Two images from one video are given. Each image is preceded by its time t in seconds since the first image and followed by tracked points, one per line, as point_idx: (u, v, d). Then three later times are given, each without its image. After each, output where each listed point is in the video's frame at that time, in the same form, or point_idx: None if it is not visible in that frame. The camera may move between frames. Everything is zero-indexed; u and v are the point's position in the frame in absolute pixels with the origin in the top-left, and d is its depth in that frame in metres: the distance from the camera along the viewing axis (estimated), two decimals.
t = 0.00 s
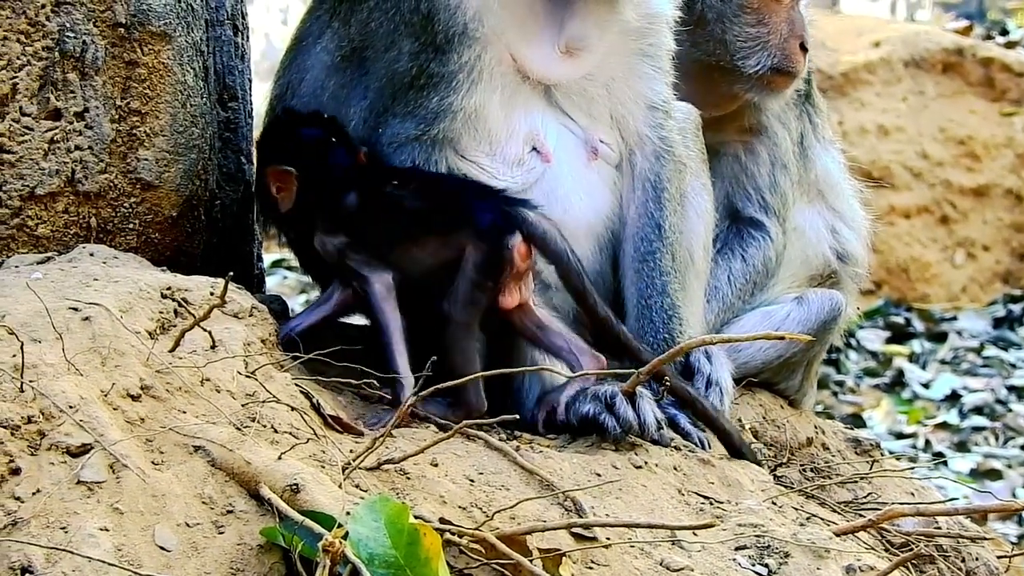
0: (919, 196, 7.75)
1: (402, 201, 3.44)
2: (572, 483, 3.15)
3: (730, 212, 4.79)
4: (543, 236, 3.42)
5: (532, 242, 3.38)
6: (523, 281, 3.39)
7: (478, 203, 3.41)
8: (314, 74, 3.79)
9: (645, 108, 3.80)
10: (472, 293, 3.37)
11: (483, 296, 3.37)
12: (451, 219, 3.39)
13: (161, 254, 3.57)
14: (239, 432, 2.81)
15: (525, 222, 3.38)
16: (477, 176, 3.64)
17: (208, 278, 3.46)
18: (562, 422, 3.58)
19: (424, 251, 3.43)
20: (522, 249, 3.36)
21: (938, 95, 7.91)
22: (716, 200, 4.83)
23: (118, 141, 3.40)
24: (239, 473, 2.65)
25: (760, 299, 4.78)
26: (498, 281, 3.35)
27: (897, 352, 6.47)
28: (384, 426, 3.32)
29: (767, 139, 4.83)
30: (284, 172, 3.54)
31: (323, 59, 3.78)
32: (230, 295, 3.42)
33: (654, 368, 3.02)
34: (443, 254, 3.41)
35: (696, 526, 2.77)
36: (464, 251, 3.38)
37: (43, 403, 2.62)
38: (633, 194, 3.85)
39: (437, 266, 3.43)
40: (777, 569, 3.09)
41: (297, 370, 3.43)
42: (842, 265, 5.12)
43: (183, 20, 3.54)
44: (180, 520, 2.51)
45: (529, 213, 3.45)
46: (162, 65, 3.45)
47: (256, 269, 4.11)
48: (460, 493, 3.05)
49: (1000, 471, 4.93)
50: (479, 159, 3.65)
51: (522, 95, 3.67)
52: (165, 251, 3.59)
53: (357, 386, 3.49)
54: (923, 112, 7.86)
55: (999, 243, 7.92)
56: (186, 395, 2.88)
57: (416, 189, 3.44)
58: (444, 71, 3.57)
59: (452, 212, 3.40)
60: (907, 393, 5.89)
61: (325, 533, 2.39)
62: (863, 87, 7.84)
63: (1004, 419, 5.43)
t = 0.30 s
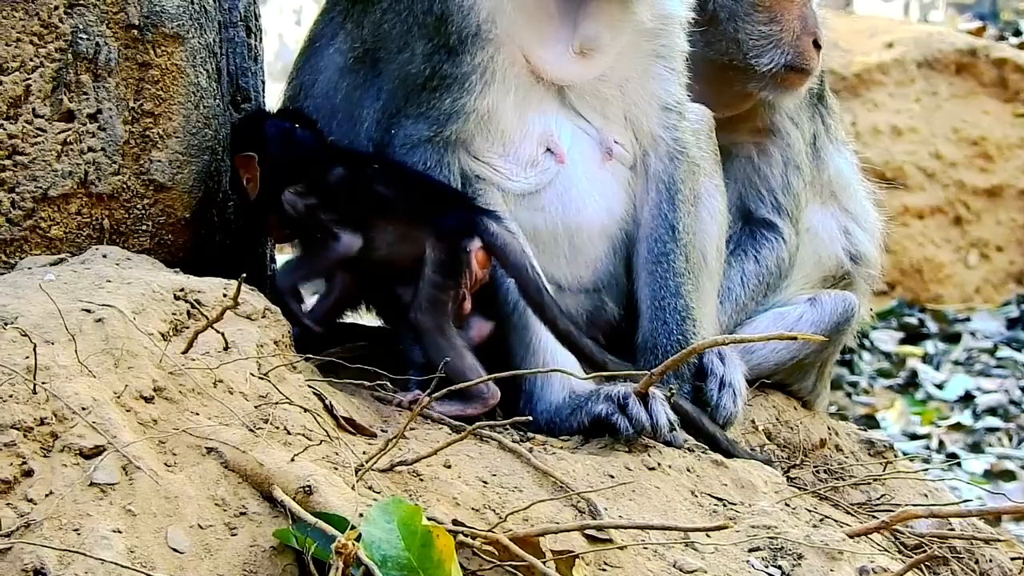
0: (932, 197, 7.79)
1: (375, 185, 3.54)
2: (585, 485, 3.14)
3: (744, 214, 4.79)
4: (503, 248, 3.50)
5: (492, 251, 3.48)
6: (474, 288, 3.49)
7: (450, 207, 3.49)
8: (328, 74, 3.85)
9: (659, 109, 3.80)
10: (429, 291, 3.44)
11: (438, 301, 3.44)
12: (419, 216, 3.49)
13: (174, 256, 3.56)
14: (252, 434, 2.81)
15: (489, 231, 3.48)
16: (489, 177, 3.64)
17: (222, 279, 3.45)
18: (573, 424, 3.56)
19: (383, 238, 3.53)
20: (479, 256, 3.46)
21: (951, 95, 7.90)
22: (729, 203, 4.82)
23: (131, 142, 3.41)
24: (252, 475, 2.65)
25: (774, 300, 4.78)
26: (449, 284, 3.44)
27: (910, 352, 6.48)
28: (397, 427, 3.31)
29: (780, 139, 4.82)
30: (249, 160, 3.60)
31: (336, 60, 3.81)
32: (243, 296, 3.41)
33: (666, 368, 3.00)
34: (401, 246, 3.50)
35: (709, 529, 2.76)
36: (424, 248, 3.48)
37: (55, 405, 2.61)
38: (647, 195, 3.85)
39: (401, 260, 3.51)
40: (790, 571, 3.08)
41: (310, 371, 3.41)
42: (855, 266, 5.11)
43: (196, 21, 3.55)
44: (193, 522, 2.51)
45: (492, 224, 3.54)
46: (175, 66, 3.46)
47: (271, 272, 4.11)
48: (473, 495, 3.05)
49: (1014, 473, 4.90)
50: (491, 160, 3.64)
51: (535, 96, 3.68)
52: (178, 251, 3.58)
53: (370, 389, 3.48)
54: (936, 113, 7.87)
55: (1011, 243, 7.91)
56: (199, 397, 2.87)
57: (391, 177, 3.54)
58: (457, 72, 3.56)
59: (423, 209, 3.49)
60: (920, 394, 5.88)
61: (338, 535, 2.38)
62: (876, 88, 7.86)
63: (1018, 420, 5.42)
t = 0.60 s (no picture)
0: (946, 203, 7.79)
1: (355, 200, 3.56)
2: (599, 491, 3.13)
3: (758, 218, 4.80)
4: (493, 251, 3.48)
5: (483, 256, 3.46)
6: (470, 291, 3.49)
7: (434, 212, 3.50)
8: (341, 79, 3.85)
9: (673, 114, 3.80)
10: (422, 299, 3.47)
11: (434, 307, 3.46)
12: (405, 221, 3.49)
13: (188, 261, 3.57)
14: (267, 440, 2.80)
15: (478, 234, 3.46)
16: (504, 181, 3.65)
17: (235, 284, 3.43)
18: (587, 429, 3.55)
19: (371, 249, 3.54)
20: (471, 259, 3.45)
21: (966, 101, 7.92)
22: (744, 208, 4.84)
23: (145, 147, 3.41)
24: (266, 480, 2.64)
25: (787, 305, 4.76)
26: (442, 289, 3.45)
27: (925, 357, 6.48)
28: (411, 432, 3.30)
29: (793, 145, 4.84)
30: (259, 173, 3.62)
31: (350, 66, 3.81)
32: (257, 301, 3.39)
33: (678, 375, 2.97)
34: (385, 256, 3.51)
35: (723, 533, 2.74)
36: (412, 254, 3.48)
37: (69, 410, 2.60)
38: (661, 200, 3.85)
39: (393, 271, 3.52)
40: None
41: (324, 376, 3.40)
42: (869, 272, 5.11)
43: (210, 26, 3.57)
44: (207, 527, 2.51)
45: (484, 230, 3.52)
46: (189, 71, 3.48)
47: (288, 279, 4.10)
48: (487, 500, 3.04)
49: None
50: (505, 164, 3.66)
51: (549, 100, 3.69)
52: (192, 257, 3.59)
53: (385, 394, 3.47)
54: (951, 119, 7.86)
55: None
56: (213, 402, 2.85)
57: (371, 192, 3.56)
58: (471, 77, 3.57)
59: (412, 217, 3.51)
60: (935, 400, 5.87)
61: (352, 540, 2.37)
62: (891, 93, 7.83)
63: None
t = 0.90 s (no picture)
0: (959, 209, 7.81)
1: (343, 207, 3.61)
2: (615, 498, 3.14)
3: (774, 225, 4.82)
4: (467, 245, 3.48)
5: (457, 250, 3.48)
6: (450, 285, 3.51)
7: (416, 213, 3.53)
8: (357, 86, 3.91)
9: (688, 121, 3.80)
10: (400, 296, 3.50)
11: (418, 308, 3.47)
12: (387, 223, 3.53)
13: (204, 268, 3.55)
14: (282, 446, 2.79)
15: (449, 229, 3.47)
16: (519, 188, 3.66)
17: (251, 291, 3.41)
18: (602, 435, 3.55)
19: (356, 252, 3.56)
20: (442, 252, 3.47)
21: (979, 107, 7.93)
22: (760, 214, 4.85)
23: (160, 154, 3.41)
24: (283, 487, 2.64)
25: (803, 311, 4.78)
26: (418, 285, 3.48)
27: (939, 364, 6.47)
28: (426, 439, 3.30)
29: (809, 152, 4.84)
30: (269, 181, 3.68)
31: (366, 71, 3.86)
32: (273, 307, 3.38)
33: (694, 381, 2.97)
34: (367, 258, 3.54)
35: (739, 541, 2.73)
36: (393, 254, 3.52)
37: (86, 417, 2.60)
38: (676, 206, 3.85)
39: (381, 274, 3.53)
40: None
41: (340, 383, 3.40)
42: (884, 279, 5.12)
43: (226, 34, 3.58)
44: (223, 533, 2.51)
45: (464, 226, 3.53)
46: (205, 78, 3.49)
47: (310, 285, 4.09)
48: (502, 506, 3.04)
49: None
50: (520, 171, 3.67)
51: (564, 107, 3.69)
52: (207, 263, 3.58)
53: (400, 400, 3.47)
54: (965, 124, 7.89)
55: None
56: (229, 409, 2.85)
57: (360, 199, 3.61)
58: (487, 84, 3.57)
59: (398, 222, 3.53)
60: (949, 406, 5.88)
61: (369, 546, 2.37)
62: (904, 98, 7.86)
63: None
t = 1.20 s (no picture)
0: (985, 218, 7.82)
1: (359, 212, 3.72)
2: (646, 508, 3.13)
3: (803, 235, 4.84)
4: (442, 221, 3.55)
5: (427, 225, 3.55)
6: (420, 259, 3.59)
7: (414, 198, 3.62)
8: (385, 95, 3.89)
9: (718, 132, 3.79)
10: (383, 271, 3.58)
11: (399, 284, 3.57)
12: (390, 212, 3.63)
13: (233, 279, 3.53)
14: (312, 457, 2.76)
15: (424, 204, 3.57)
16: (548, 200, 3.69)
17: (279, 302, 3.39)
18: (632, 446, 3.56)
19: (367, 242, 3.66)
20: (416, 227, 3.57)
21: (1006, 116, 7.95)
22: (789, 225, 4.88)
23: (189, 164, 3.40)
24: (312, 498, 2.60)
25: (832, 321, 4.82)
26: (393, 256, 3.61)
27: (965, 373, 6.47)
28: (455, 449, 3.30)
29: (838, 162, 4.86)
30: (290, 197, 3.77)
31: (394, 82, 3.85)
32: (302, 318, 3.36)
33: (726, 391, 2.97)
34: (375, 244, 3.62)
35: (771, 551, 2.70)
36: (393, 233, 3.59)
37: (115, 428, 2.58)
38: (704, 216, 3.85)
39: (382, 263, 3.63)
40: None
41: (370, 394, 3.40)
42: (912, 289, 5.14)
43: (255, 44, 3.57)
44: (252, 544, 2.46)
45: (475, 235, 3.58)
46: (234, 88, 3.46)
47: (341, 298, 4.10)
48: (532, 518, 3.03)
49: None
50: (549, 183, 3.69)
51: (593, 117, 3.71)
52: (237, 274, 3.55)
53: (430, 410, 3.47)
54: (991, 135, 7.90)
55: None
56: (258, 420, 2.84)
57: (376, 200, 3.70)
58: (516, 94, 3.57)
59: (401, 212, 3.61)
60: (975, 416, 5.88)
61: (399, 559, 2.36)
62: (930, 108, 7.90)
63: None
